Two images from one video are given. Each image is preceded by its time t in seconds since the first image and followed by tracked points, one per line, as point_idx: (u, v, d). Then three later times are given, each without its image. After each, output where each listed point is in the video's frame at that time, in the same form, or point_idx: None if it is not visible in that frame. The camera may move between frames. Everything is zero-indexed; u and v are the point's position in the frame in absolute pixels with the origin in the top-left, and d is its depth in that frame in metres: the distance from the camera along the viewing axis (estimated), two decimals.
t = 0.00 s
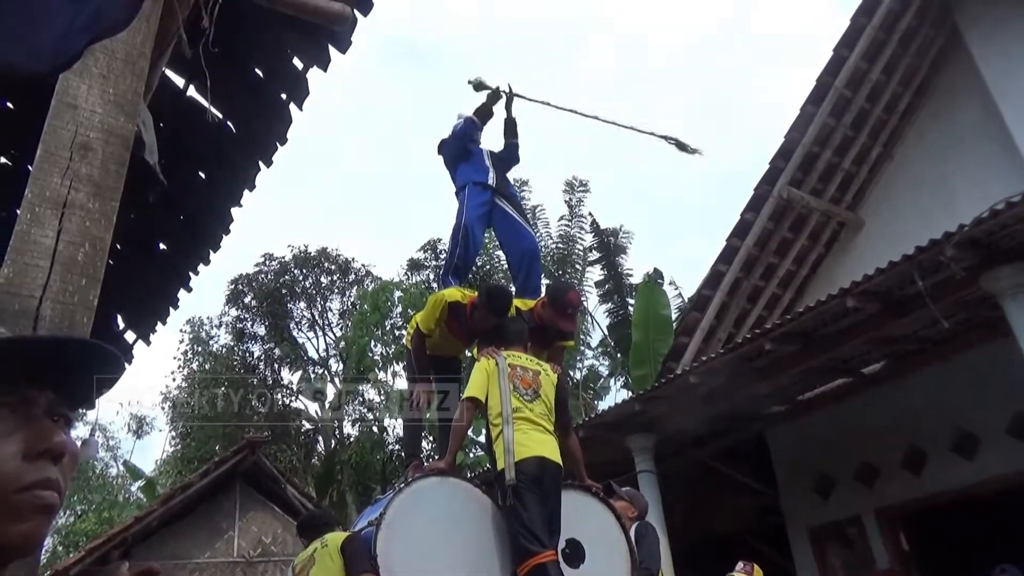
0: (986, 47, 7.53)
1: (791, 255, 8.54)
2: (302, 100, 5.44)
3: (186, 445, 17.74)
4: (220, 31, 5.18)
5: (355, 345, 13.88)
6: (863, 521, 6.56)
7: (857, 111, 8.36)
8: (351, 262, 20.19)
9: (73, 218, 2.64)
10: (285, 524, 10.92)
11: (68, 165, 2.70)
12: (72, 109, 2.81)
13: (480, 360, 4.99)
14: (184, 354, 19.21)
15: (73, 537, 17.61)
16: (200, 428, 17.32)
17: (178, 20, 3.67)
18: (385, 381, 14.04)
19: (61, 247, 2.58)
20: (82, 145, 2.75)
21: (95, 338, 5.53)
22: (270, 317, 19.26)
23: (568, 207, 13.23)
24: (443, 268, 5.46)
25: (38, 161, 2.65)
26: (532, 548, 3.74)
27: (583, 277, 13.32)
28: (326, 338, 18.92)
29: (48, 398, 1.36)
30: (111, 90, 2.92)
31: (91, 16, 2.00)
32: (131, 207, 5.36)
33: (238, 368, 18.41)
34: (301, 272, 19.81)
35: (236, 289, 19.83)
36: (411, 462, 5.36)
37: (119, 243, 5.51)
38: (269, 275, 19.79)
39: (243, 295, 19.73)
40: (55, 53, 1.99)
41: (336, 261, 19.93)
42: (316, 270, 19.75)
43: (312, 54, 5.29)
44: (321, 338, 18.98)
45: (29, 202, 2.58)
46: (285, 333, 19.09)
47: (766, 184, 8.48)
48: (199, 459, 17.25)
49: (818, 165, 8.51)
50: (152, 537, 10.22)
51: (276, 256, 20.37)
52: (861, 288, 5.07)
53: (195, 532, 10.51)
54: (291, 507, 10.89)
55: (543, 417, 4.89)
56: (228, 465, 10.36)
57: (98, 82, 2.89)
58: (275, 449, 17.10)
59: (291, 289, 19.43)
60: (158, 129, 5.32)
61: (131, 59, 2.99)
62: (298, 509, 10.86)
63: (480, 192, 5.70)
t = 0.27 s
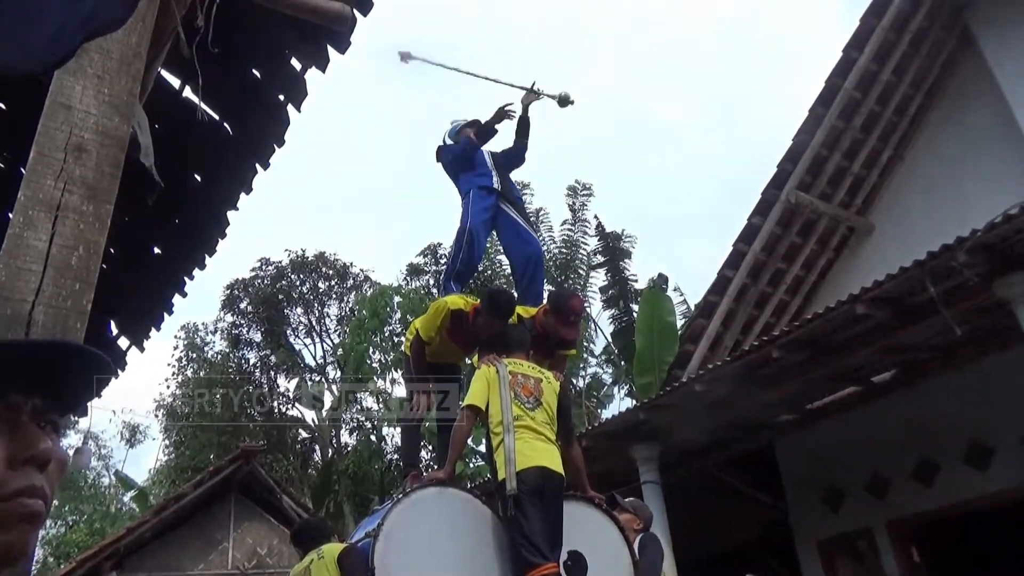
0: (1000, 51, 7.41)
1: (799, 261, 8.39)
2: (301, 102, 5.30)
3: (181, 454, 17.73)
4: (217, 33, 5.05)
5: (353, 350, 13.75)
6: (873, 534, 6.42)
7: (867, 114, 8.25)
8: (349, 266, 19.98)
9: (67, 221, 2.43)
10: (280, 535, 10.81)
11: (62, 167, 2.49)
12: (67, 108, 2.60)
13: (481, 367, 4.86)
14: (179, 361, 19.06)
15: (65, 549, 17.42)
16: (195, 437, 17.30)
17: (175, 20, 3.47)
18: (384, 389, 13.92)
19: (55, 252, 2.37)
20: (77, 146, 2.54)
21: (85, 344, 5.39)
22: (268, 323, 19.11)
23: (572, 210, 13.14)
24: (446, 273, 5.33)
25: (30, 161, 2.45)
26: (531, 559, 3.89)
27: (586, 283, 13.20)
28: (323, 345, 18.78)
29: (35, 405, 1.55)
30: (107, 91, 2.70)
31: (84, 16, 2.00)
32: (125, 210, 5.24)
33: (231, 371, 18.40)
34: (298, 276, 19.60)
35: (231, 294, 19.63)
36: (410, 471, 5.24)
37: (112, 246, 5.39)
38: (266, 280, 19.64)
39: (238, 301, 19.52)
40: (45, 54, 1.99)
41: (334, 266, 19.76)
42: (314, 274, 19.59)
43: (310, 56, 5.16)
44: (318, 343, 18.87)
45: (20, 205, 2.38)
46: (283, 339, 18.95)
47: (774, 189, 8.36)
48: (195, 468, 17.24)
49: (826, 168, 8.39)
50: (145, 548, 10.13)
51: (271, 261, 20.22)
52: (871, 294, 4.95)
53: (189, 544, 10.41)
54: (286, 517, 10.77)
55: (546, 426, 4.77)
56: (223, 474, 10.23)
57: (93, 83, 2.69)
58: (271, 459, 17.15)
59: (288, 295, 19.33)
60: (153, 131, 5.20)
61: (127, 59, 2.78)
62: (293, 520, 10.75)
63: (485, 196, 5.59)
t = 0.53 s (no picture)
0: (1016, 54, 7.26)
1: (809, 267, 8.23)
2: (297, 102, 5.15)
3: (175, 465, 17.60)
4: (213, 30, 4.91)
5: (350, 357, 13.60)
6: (885, 547, 6.27)
7: (878, 116, 8.11)
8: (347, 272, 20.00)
9: (58, 225, 2.26)
10: (274, 547, 10.66)
11: (53, 168, 2.32)
12: (58, 107, 2.43)
13: (481, 375, 4.72)
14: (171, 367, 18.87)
15: (56, 559, 17.26)
16: (187, 447, 16.89)
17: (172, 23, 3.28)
18: (382, 398, 13.81)
19: (45, 256, 2.20)
20: (68, 146, 2.37)
21: (73, 350, 5.26)
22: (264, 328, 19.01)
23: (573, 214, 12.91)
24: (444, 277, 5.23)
25: (19, 161, 2.27)
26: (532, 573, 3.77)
27: (590, 287, 13.05)
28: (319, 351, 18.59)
29: (21, 411, 1.44)
30: (99, 91, 2.52)
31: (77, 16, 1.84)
32: (116, 213, 5.11)
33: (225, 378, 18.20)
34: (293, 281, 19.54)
35: (226, 300, 19.48)
36: (407, 481, 5.10)
37: (103, 250, 5.25)
38: (261, 284, 19.52)
39: (232, 306, 19.37)
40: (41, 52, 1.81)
41: (331, 271, 19.70)
42: (310, 280, 19.52)
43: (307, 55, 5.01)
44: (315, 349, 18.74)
45: (9, 206, 2.21)
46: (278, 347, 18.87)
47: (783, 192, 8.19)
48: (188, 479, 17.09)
49: (837, 171, 8.25)
50: (135, 560, 9.97)
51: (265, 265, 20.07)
52: (882, 301, 4.81)
53: (181, 556, 10.26)
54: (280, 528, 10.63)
55: (548, 436, 4.62)
56: (215, 484, 10.07)
57: (86, 83, 2.51)
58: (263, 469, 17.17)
59: (284, 301, 19.24)
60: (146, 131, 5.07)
61: (120, 58, 2.60)
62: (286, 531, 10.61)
63: (485, 198, 5.47)
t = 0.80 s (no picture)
0: None
1: (819, 270, 8.06)
2: (294, 101, 5.01)
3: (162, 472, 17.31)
4: (208, 25, 4.78)
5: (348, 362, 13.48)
6: (897, 558, 6.10)
7: (891, 115, 8.00)
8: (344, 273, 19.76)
9: (47, 224, 2.52)
10: (268, 557, 10.55)
11: (42, 168, 2.58)
12: (49, 105, 2.68)
13: (480, 380, 4.58)
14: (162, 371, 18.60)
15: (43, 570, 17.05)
16: (180, 454, 16.94)
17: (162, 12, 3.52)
18: (379, 404, 13.70)
19: (35, 255, 2.46)
20: (58, 145, 2.63)
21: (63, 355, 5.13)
22: (259, 332, 18.94)
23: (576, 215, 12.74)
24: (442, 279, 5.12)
25: (10, 162, 2.54)
26: None
27: (593, 291, 12.91)
28: (314, 357, 18.41)
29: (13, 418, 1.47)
30: (91, 88, 2.79)
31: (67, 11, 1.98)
32: (108, 214, 4.98)
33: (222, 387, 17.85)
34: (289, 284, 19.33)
35: (220, 303, 19.37)
36: (405, 489, 4.97)
37: (94, 252, 5.12)
38: (257, 287, 19.34)
39: (226, 310, 19.25)
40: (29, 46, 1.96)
41: (328, 273, 19.49)
42: (306, 282, 19.31)
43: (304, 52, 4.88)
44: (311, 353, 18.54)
45: None
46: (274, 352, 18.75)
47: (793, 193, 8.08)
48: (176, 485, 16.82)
49: (848, 172, 8.14)
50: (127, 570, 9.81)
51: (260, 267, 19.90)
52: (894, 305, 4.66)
53: (173, 566, 10.11)
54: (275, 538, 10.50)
55: (550, 443, 4.49)
56: (208, 493, 9.91)
57: (79, 81, 2.77)
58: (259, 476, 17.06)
59: (279, 304, 19.05)
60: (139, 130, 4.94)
61: (111, 55, 2.86)
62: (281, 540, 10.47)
63: (487, 199, 5.35)
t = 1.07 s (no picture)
0: None
1: (828, 271, 7.94)
2: (290, 97, 4.90)
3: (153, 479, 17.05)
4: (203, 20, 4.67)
5: (345, 365, 13.37)
6: (907, 568, 5.98)
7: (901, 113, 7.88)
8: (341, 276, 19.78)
9: (38, 223, 2.42)
10: (262, 565, 10.44)
11: (33, 165, 2.49)
12: (40, 102, 2.60)
13: (480, 384, 4.46)
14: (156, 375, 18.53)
15: None
16: (172, 459, 16.78)
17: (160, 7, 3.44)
18: (377, 408, 13.68)
19: (26, 255, 2.36)
20: (49, 142, 2.55)
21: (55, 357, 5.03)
22: (255, 334, 19.04)
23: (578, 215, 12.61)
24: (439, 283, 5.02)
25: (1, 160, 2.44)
26: None
27: (597, 294, 12.80)
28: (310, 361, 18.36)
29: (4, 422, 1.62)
30: (83, 84, 2.72)
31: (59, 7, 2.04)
32: (100, 214, 4.87)
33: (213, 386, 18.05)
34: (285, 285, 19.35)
35: (215, 305, 19.47)
36: (403, 496, 4.85)
37: (86, 252, 5.02)
38: (252, 288, 19.40)
39: (221, 312, 19.39)
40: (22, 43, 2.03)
41: (324, 275, 19.52)
42: (302, 284, 19.34)
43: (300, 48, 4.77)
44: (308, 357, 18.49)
45: None
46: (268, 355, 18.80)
47: (801, 194, 7.94)
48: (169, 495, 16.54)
49: (857, 172, 7.97)
50: None
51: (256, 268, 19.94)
52: (904, 309, 4.54)
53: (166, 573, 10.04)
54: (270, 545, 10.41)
55: (551, 449, 4.37)
56: (201, 499, 9.80)
57: (69, 76, 2.69)
58: (255, 483, 16.86)
59: (275, 306, 19.11)
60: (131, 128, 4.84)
61: (103, 51, 2.79)
62: (278, 547, 10.37)
63: (485, 198, 5.24)
